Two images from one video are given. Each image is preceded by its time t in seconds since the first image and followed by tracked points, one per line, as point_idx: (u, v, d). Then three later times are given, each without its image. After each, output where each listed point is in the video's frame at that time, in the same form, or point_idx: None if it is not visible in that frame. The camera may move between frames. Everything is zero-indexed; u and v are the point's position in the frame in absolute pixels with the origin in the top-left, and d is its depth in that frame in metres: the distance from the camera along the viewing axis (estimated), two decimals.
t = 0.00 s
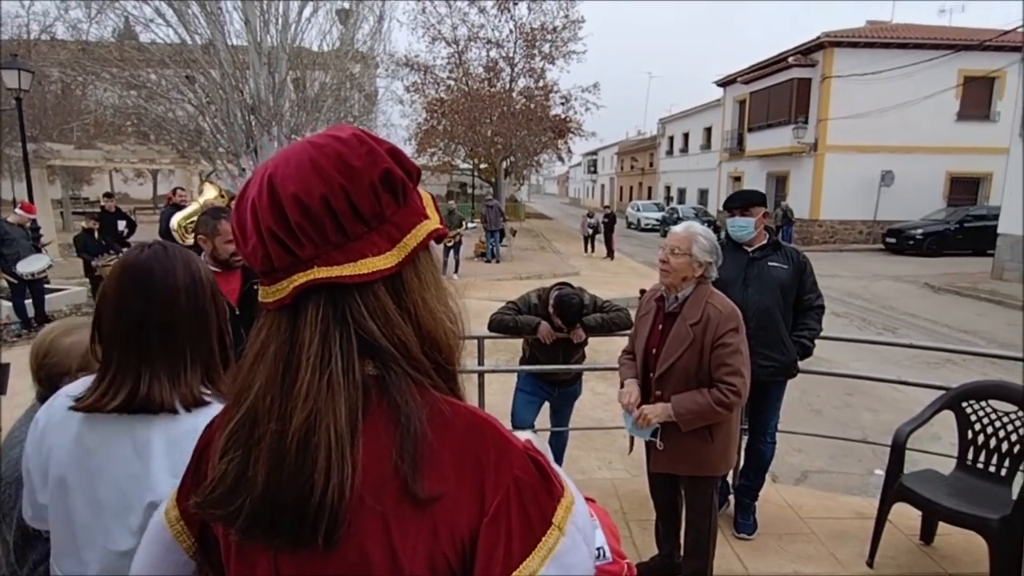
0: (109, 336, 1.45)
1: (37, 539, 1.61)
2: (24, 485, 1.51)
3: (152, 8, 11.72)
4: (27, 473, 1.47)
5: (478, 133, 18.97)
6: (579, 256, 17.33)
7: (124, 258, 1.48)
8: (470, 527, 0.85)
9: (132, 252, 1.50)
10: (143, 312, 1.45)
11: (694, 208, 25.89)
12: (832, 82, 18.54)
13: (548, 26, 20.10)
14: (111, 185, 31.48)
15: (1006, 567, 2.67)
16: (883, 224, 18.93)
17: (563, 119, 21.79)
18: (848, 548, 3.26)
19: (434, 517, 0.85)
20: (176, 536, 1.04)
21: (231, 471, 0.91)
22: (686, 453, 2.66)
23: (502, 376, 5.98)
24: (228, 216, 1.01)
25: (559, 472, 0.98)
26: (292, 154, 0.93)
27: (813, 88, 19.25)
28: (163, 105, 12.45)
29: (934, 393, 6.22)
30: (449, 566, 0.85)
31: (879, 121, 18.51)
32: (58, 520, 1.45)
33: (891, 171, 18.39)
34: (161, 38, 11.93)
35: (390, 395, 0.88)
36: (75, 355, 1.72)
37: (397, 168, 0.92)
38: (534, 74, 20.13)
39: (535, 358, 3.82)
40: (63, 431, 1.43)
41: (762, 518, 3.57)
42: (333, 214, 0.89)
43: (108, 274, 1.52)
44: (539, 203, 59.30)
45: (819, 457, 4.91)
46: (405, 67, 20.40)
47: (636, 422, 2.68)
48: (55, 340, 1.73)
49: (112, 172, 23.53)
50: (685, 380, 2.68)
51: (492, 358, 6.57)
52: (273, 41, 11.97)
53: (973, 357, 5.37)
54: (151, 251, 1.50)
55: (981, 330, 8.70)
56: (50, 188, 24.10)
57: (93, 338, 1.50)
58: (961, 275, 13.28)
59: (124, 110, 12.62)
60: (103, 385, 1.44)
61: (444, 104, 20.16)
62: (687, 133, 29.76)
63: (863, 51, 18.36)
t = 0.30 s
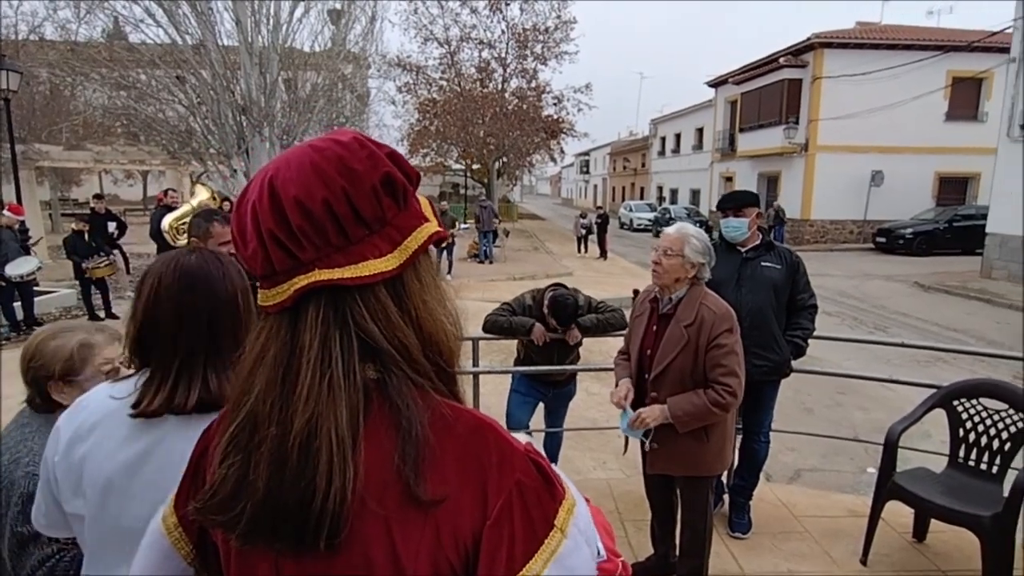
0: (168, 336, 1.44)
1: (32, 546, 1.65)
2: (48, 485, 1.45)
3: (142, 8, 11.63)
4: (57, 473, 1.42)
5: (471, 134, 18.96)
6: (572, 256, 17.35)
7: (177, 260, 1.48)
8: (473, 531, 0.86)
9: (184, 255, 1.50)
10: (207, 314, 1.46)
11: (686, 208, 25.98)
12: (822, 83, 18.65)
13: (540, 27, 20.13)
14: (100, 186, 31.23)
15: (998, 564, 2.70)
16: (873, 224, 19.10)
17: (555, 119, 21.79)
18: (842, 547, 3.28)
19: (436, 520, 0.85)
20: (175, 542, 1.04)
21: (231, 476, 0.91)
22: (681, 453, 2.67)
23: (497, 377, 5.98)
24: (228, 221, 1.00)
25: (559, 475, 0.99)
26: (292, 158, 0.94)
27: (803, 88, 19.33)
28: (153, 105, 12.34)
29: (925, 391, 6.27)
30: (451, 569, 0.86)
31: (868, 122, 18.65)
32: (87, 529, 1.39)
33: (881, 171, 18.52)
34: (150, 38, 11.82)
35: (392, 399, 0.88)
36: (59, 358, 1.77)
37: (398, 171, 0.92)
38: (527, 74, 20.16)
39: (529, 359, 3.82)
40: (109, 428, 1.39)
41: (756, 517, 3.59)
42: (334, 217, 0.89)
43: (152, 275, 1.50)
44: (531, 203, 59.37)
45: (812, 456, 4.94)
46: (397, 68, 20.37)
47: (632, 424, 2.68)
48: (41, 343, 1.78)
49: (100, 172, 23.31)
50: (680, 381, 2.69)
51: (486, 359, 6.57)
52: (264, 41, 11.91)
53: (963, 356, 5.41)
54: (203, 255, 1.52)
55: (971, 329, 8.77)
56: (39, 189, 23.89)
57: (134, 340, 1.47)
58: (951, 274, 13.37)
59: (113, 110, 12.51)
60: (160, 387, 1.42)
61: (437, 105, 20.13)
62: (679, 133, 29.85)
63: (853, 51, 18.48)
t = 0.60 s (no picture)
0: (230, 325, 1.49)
1: (23, 553, 1.63)
2: (89, 483, 1.37)
3: (129, 9, 11.56)
4: (104, 471, 1.34)
5: (462, 135, 18.96)
6: (564, 257, 17.37)
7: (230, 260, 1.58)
8: (472, 529, 0.86)
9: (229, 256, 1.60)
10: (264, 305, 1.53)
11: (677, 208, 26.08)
12: (811, 83, 18.76)
13: (530, 28, 20.16)
14: (88, 188, 31.01)
15: (987, 559, 2.73)
16: (862, 223, 19.25)
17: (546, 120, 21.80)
18: (833, 544, 3.31)
19: (435, 520, 0.86)
20: (171, 543, 1.04)
21: (228, 477, 0.90)
22: (675, 453, 2.68)
23: (490, 378, 5.98)
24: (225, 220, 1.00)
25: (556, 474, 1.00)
26: (287, 158, 0.94)
27: (792, 89, 19.44)
28: (142, 107, 12.25)
29: (915, 389, 6.32)
30: (450, 569, 0.86)
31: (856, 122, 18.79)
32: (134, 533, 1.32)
33: (869, 171, 18.66)
34: (138, 38, 11.74)
35: (389, 400, 0.89)
36: (44, 361, 1.82)
37: (395, 172, 0.93)
38: (518, 75, 20.19)
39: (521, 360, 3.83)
40: (167, 425, 1.33)
41: (749, 515, 3.61)
42: (331, 218, 0.89)
43: (197, 274, 1.56)
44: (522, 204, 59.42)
45: (804, 454, 4.97)
46: (388, 69, 20.34)
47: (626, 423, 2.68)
48: (27, 347, 1.85)
49: (88, 174, 23.17)
50: (672, 381, 2.70)
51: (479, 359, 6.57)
52: (253, 42, 11.86)
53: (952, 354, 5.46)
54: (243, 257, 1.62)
55: (960, 328, 8.85)
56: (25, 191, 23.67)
57: (193, 336, 1.49)
58: (940, 273, 13.49)
59: (101, 111, 12.41)
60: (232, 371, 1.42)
61: (428, 106, 20.10)
62: (670, 134, 29.97)
63: (841, 52, 18.61)
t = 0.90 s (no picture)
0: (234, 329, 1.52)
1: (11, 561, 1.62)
2: (95, 494, 1.34)
3: (117, 9, 11.48)
4: (111, 481, 1.32)
5: (454, 135, 18.95)
6: (556, 257, 17.39)
7: (217, 263, 1.61)
8: (470, 531, 0.86)
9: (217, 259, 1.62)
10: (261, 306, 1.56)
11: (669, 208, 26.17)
12: (801, 83, 18.87)
13: (522, 28, 20.16)
14: (76, 190, 30.75)
15: (976, 555, 2.76)
16: (851, 222, 19.37)
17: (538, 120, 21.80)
18: (825, 541, 3.34)
19: (430, 523, 0.86)
20: (165, 545, 1.04)
21: (223, 480, 0.91)
22: (667, 452, 2.69)
23: (483, 379, 6.00)
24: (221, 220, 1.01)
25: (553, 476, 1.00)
26: (284, 159, 0.94)
27: (782, 89, 19.55)
28: (130, 107, 12.15)
29: (905, 387, 6.37)
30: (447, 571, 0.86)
31: (846, 122, 18.92)
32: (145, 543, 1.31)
33: (859, 171, 18.79)
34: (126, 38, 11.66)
35: (386, 402, 0.89)
36: (28, 365, 1.82)
37: (392, 174, 0.93)
38: (509, 75, 20.21)
39: (514, 358, 3.84)
40: (174, 429, 1.33)
41: (741, 513, 3.63)
42: (328, 220, 0.89)
43: (188, 279, 1.58)
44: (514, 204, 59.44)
45: (795, 452, 5.00)
46: (380, 70, 20.30)
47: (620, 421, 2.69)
48: (12, 351, 1.84)
49: (76, 176, 22.99)
50: (665, 380, 2.72)
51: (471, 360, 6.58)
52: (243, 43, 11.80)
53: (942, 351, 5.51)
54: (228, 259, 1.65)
55: (949, 326, 8.93)
56: (12, 192, 23.46)
57: (194, 338, 1.50)
58: (928, 272, 13.60)
59: (89, 112, 12.30)
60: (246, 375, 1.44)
61: (419, 106, 20.07)
62: (661, 134, 30.05)
63: (831, 52, 18.72)
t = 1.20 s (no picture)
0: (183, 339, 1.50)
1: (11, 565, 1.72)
2: (29, 508, 1.42)
3: (109, 10, 11.43)
4: (41, 496, 1.39)
5: (448, 136, 18.95)
6: (551, 257, 17.40)
7: (165, 269, 1.56)
8: (474, 539, 0.86)
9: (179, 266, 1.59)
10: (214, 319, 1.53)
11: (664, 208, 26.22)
12: (794, 83, 18.94)
13: (515, 29, 20.15)
14: (68, 192, 30.61)
15: (972, 552, 2.77)
16: (845, 221, 19.46)
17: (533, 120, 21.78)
18: (822, 540, 3.34)
19: (435, 531, 0.85)
20: (162, 554, 1.03)
21: (224, 488, 0.90)
22: (665, 452, 2.69)
23: (479, 380, 6.00)
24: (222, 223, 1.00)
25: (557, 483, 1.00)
26: (286, 162, 0.94)
27: (775, 89, 19.62)
28: (123, 109, 12.09)
29: (900, 386, 6.40)
30: None
31: (839, 121, 19.00)
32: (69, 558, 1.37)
33: (852, 170, 18.88)
34: (118, 40, 11.62)
35: (389, 408, 0.89)
36: (21, 371, 1.79)
37: (394, 176, 0.93)
38: (503, 76, 20.21)
39: (509, 358, 3.84)
40: (103, 446, 1.37)
41: (738, 513, 3.64)
42: (330, 223, 0.89)
43: (138, 289, 1.56)
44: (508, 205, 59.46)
45: (791, 451, 5.01)
46: (373, 70, 20.28)
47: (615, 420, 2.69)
48: (7, 355, 1.82)
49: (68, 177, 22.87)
50: (663, 380, 2.71)
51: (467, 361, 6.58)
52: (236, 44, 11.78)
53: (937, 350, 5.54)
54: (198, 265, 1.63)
55: (943, 324, 8.97)
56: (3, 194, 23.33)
57: (137, 351, 1.51)
58: (922, 270, 13.66)
59: (81, 114, 12.24)
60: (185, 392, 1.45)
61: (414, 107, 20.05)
62: (655, 134, 30.08)
63: (823, 52, 18.82)
